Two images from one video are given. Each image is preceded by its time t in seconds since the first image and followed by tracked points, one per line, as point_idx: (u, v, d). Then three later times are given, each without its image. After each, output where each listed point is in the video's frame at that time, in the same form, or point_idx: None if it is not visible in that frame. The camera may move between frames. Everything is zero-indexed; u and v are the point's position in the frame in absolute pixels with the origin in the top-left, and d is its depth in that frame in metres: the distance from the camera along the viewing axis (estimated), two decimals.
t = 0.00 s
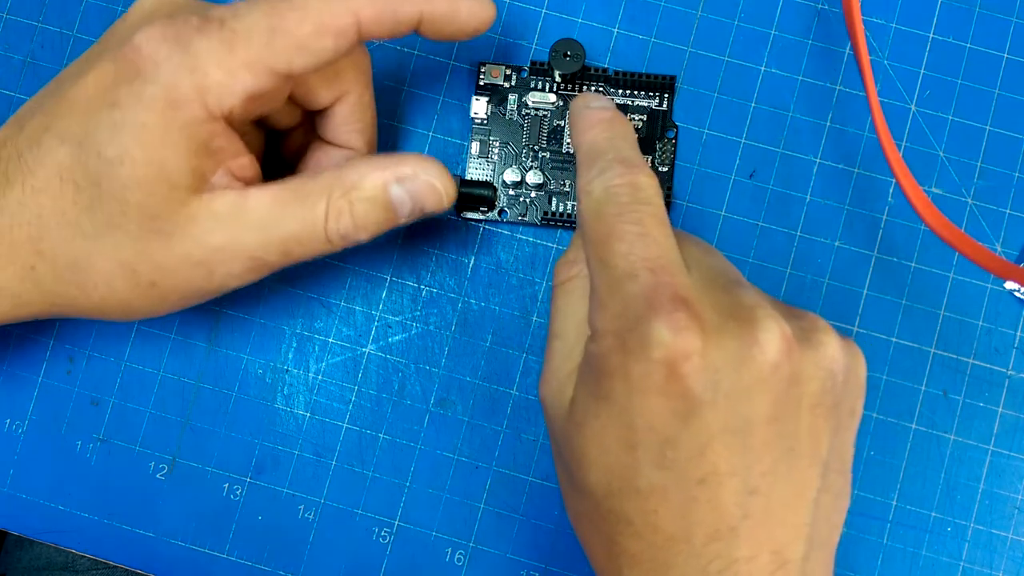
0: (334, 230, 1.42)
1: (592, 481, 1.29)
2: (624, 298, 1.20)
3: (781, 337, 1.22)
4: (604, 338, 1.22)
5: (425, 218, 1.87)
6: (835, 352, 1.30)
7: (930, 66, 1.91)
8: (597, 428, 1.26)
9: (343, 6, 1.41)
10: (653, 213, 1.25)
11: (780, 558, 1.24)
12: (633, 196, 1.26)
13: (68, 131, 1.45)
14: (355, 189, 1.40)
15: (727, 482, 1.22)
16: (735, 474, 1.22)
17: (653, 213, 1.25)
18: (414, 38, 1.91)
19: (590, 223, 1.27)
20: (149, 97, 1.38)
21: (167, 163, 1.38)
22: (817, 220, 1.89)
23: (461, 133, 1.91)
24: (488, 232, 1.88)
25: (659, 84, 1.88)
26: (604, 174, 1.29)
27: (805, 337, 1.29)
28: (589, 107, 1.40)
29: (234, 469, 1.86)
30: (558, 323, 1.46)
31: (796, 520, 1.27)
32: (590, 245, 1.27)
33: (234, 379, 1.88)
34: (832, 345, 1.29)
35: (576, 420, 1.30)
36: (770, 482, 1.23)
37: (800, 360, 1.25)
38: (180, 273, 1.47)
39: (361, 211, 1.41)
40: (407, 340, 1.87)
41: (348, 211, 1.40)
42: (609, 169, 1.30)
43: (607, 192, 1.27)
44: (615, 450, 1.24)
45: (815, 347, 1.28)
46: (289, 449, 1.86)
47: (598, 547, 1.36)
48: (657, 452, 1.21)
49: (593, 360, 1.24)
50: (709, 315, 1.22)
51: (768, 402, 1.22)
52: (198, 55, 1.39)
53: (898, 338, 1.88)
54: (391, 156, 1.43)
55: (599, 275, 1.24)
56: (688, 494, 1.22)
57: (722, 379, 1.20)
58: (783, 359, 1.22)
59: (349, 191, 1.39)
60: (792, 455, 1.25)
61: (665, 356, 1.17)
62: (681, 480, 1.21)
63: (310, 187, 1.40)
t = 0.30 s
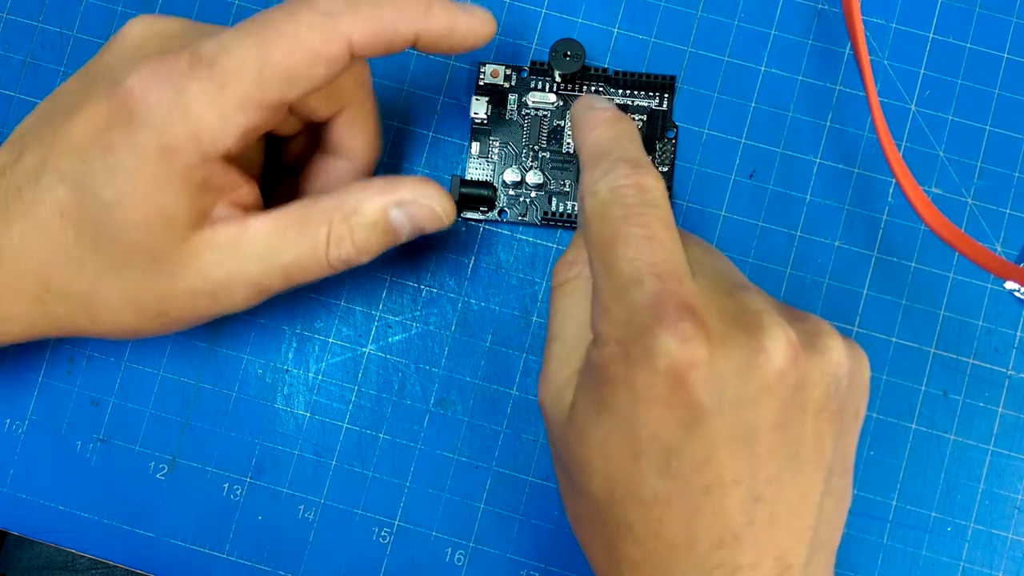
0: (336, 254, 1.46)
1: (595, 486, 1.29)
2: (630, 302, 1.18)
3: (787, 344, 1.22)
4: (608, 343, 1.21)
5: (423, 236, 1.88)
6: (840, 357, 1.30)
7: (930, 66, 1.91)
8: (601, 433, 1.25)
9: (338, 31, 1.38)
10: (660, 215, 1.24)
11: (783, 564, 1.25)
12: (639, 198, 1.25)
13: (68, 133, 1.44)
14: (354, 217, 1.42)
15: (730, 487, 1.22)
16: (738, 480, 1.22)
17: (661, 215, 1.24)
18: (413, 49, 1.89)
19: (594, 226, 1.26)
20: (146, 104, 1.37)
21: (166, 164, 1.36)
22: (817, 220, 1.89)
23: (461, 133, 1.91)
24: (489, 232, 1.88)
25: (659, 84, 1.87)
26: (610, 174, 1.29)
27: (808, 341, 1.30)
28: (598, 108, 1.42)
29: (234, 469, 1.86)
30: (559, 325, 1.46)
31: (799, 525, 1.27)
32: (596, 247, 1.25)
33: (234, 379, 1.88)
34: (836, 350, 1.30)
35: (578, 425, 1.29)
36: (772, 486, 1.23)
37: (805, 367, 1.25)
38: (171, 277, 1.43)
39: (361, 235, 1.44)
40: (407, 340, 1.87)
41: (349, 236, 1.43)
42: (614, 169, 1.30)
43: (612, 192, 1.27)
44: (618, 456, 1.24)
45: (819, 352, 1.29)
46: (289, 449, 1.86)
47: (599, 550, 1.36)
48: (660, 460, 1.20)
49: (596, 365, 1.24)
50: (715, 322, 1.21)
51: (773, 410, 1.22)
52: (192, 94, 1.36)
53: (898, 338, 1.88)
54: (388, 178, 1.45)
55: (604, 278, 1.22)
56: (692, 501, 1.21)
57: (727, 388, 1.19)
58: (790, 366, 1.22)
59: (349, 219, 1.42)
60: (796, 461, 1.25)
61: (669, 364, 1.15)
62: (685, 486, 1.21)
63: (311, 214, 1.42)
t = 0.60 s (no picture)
0: (327, 243, 1.42)
1: (595, 486, 1.29)
2: (630, 302, 1.18)
3: (788, 343, 1.22)
4: (608, 343, 1.21)
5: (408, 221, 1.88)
6: (841, 357, 1.30)
7: (930, 66, 1.91)
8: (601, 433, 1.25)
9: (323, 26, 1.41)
10: (663, 216, 1.23)
11: (782, 563, 1.24)
12: (642, 198, 1.24)
13: (65, 132, 1.43)
14: (340, 200, 1.38)
15: (730, 488, 1.22)
16: (738, 480, 1.21)
17: (662, 216, 1.23)
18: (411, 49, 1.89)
19: (599, 224, 1.25)
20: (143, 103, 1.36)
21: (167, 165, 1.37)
22: (817, 220, 1.89)
23: (461, 133, 1.91)
24: (489, 232, 1.88)
25: (659, 84, 1.87)
26: (614, 174, 1.27)
27: (809, 340, 1.30)
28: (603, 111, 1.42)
29: (234, 469, 1.86)
30: (560, 325, 1.46)
31: (800, 528, 1.27)
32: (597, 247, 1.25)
33: (234, 379, 1.88)
34: (837, 350, 1.30)
35: (578, 426, 1.30)
36: (772, 487, 1.23)
37: (805, 367, 1.25)
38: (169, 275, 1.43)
39: (350, 220, 1.40)
40: (407, 340, 1.87)
41: (338, 223, 1.40)
42: (619, 169, 1.29)
43: (616, 191, 1.26)
44: (618, 456, 1.24)
45: (820, 352, 1.28)
46: (288, 449, 1.86)
47: (599, 550, 1.36)
48: (659, 458, 1.21)
49: (596, 364, 1.24)
50: (715, 322, 1.22)
51: (774, 409, 1.23)
52: (167, 73, 1.38)
53: (898, 338, 1.88)
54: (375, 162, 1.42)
55: (604, 278, 1.22)
56: (691, 501, 1.21)
57: (728, 387, 1.19)
58: (791, 364, 1.22)
59: (335, 203, 1.38)
60: (796, 461, 1.25)
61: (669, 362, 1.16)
62: (684, 486, 1.21)
63: (297, 204, 1.40)
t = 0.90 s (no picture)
0: (328, 258, 1.42)
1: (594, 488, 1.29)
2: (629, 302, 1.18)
3: (789, 351, 1.22)
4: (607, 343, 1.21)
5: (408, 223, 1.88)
6: (841, 360, 1.30)
7: (930, 66, 1.91)
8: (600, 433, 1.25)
9: (317, 29, 1.37)
10: (667, 221, 1.21)
11: (784, 568, 1.26)
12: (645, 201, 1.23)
13: (65, 133, 1.43)
14: (342, 215, 1.38)
15: (728, 488, 1.21)
16: (736, 481, 1.21)
17: (666, 222, 1.21)
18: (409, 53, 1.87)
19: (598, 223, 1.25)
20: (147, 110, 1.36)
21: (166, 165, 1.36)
22: (817, 220, 1.89)
23: (461, 133, 1.91)
24: (489, 232, 1.88)
25: (659, 84, 1.87)
26: (617, 176, 1.24)
27: (809, 345, 1.29)
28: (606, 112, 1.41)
29: (234, 469, 1.86)
30: (559, 325, 1.46)
31: (799, 530, 1.28)
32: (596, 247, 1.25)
33: (234, 379, 1.88)
34: (836, 354, 1.29)
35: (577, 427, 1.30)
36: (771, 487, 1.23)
37: (806, 374, 1.25)
38: (166, 278, 1.42)
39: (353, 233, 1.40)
40: (407, 340, 1.87)
41: (339, 238, 1.39)
42: (622, 172, 1.26)
43: (619, 196, 1.22)
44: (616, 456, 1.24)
45: (821, 357, 1.28)
46: (289, 449, 1.86)
47: (598, 550, 1.36)
48: (661, 469, 1.21)
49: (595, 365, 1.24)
50: (716, 330, 1.20)
51: (775, 416, 1.23)
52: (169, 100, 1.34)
53: (898, 338, 1.88)
54: (375, 174, 1.41)
55: (603, 278, 1.22)
56: (690, 501, 1.21)
57: (729, 397, 1.19)
58: (791, 372, 1.22)
59: (337, 218, 1.38)
60: (797, 467, 1.26)
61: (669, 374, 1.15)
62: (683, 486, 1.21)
63: (299, 218, 1.39)
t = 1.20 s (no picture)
0: (339, 250, 1.44)
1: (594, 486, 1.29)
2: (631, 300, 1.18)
3: (785, 342, 1.23)
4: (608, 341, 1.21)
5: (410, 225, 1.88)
6: (840, 355, 1.31)
7: (930, 66, 1.91)
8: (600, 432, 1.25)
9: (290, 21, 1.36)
10: (666, 215, 1.22)
11: (779, 558, 1.22)
12: (650, 196, 1.23)
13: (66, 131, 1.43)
14: (350, 207, 1.39)
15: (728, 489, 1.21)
16: (737, 481, 1.21)
17: (664, 216, 1.22)
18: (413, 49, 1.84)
19: (600, 220, 1.24)
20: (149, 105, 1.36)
21: (167, 163, 1.37)
22: (817, 220, 1.89)
23: (461, 133, 1.91)
24: (489, 232, 1.88)
25: (659, 84, 1.87)
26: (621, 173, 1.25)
27: (809, 345, 1.31)
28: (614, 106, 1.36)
29: (234, 469, 1.86)
30: (559, 324, 1.46)
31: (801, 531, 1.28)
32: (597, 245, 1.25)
33: (234, 379, 1.88)
34: (835, 349, 1.31)
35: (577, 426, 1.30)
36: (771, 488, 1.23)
37: (803, 366, 1.26)
38: (169, 275, 1.42)
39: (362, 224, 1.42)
40: (407, 341, 1.87)
41: (351, 230, 1.41)
42: (626, 166, 1.26)
43: (622, 190, 1.23)
44: (616, 455, 1.24)
45: (820, 355, 1.29)
46: (289, 449, 1.86)
47: (598, 550, 1.36)
48: (660, 462, 1.21)
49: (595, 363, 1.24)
50: (715, 329, 1.21)
51: (771, 410, 1.23)
52: (183, 94, 1.38)
53: (898, 338, 1.88)
54: (383, 169, 1.43)
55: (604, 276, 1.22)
56: (689, 501, 1.21)
57: (725, 388, 1.20)
58: (785, 363, 1.23)
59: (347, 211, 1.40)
60: (799, 468, 1.26)
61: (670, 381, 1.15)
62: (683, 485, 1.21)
63: (308, 213, 1.40)
